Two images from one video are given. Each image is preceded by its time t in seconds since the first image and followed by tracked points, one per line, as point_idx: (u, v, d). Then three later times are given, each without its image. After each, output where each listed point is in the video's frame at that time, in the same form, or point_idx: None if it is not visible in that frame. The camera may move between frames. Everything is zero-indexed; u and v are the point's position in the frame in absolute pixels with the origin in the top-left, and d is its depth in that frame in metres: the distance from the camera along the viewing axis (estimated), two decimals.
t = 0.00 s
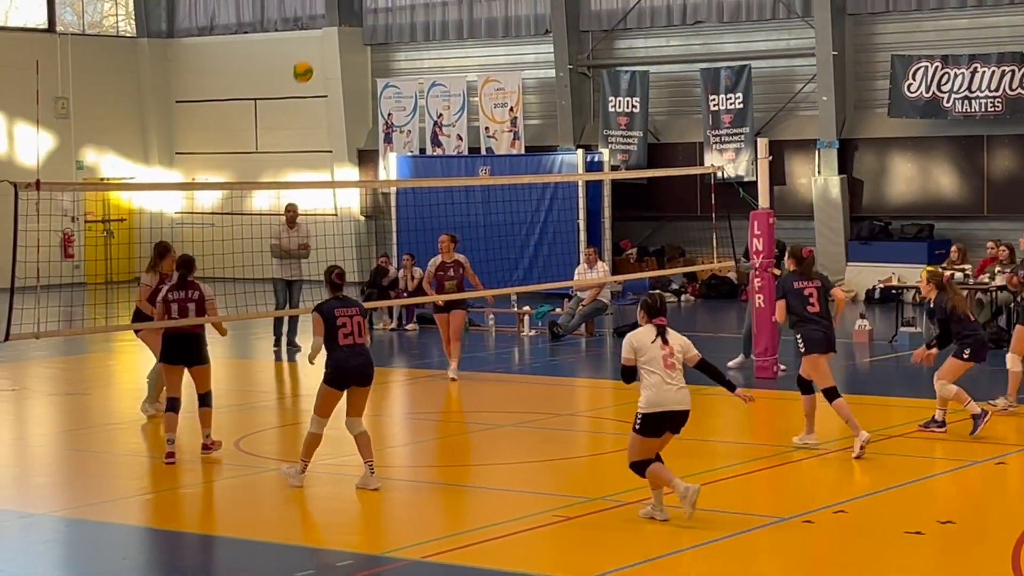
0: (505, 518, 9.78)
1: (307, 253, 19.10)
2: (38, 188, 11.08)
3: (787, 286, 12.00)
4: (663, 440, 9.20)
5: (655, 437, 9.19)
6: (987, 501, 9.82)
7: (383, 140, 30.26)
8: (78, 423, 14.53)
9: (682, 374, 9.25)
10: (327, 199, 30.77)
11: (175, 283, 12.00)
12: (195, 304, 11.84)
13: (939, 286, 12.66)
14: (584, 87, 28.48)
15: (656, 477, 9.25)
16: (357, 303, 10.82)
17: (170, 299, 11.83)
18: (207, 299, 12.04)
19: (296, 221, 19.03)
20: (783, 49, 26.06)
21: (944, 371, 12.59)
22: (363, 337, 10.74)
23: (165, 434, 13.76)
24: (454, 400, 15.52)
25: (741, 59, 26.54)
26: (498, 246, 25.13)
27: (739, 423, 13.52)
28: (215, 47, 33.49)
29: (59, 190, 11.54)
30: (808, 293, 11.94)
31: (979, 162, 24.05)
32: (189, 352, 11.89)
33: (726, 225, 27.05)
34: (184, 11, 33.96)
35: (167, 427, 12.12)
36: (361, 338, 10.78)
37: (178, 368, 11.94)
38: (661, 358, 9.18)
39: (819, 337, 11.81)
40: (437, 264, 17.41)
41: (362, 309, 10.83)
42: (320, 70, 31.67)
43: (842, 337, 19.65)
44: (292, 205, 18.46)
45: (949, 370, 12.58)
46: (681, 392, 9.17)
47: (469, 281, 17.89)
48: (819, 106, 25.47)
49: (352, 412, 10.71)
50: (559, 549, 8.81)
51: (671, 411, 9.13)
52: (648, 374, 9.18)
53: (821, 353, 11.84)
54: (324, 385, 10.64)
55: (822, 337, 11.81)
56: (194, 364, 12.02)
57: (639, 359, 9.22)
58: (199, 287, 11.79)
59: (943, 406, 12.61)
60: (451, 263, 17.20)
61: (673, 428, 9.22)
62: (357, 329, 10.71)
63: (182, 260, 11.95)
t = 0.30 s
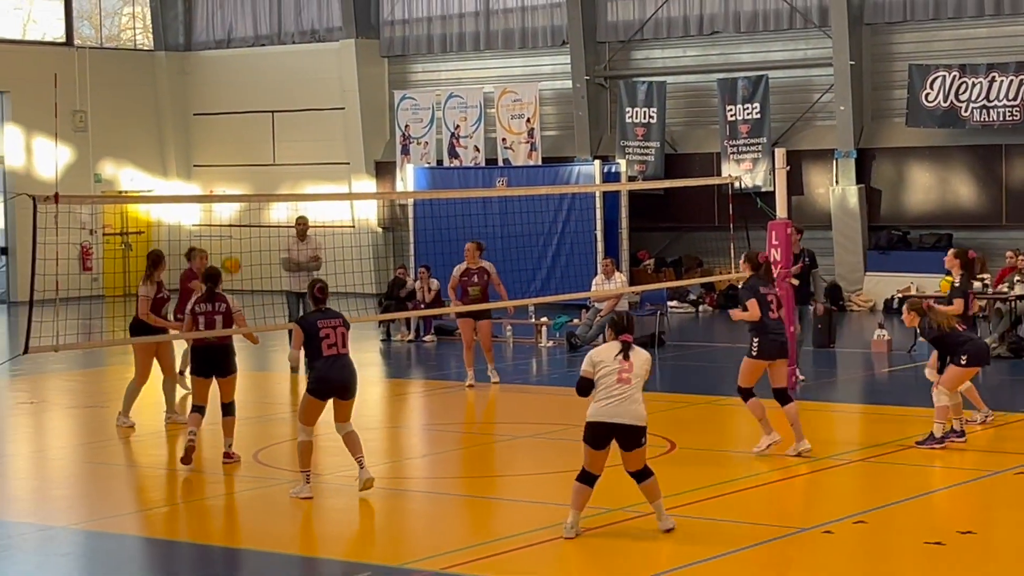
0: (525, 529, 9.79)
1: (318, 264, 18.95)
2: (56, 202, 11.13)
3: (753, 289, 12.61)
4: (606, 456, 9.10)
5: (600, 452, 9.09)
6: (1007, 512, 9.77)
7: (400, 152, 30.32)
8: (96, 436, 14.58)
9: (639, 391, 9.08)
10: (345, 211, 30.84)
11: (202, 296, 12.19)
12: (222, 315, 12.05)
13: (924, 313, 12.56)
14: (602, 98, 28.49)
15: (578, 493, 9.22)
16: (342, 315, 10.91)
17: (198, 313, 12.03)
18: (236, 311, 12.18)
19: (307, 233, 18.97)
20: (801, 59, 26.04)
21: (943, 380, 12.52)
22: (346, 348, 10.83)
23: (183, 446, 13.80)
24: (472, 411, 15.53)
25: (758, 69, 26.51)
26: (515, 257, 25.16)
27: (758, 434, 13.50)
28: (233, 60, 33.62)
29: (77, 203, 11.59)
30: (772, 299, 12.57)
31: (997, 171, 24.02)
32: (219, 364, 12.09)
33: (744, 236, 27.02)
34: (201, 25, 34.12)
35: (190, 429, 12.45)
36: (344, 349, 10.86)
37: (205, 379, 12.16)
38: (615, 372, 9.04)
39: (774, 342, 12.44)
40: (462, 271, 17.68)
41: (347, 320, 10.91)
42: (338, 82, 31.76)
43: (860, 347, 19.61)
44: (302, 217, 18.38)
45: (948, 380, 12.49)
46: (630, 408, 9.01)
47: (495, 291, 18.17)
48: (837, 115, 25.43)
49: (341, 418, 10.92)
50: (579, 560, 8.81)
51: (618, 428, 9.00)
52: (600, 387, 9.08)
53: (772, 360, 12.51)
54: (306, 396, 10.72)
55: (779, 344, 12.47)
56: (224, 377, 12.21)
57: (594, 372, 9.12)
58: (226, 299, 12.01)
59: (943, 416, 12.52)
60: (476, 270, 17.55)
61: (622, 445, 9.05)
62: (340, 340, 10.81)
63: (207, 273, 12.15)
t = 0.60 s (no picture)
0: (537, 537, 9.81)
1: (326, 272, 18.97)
2: (67, 212, 11.18)
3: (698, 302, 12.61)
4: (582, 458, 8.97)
5: (579, 451, 8.96)
6: (1018, 519, 9.75)
7: (410, 161, 30.41)
8: (107, 445, 14.63)
9: (616, 392, 9.03)
10: (356, 219, 30.93)
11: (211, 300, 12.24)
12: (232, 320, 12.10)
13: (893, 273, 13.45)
14: (611, 105, 28.52)
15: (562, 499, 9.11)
16: (345, 317, 10.96)
17: (210, 318, 12.08)
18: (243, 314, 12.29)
19: (315, 241, 18.96)
20: (810, 66, 26.05)
21: (946, 387, 12.34)
22: (348, 350, 10.88)
23: (194, 455, 13.84)
24: (482, 419, 15.56)
25: (768, 76, 26.53)
26: (525, 264, 25.19)
27: (767, 442, 13.48)
28: (242, 69, 33.71)
29: (88, 212, 11.64)
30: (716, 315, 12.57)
31: (1008, 177, 23.99)
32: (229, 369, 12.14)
33: (753, 243, 27.02)
34: (211, 34, 34.25)
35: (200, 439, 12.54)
36: (347, 352, 10.92)
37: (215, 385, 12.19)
38: (594, 371, 8.99)
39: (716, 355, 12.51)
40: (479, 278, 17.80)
41: (350, 322, 10.96)
42: (348, 91, 31.86)
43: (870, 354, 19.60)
44: (310, 224, 18.39)
45: (950, 386, 12.30)
46: (607, 407, 8.94)
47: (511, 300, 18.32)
48: (847, 122, 25.43)
49: (347, 425, 10.92)
50: (588, 569, 8.82)
51: (596, 426, 8.89)
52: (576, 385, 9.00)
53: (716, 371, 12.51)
54: (310, 400, 10.78)
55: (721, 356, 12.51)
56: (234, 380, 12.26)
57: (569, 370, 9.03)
58: (235, 304, 12.06)
59: (950, 424, 12.32)
60: (493, 277, 17.65)
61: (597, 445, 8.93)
62: (342, 343, 10.86)
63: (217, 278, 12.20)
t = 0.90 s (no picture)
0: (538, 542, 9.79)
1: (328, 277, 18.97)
2: (68, 218, 11.18)
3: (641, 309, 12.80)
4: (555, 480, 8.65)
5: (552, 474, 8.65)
6: (1018, 524, 9.74)
7: (411, 166, 30.42)
8: (109, 451, 14.62)
9: (587, 412, 8.73)
10: (357, 225, 30.96)
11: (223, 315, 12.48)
12: (243, 334, 12.33)
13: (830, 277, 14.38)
14: (612, 110, 28.54)
15: (537, 526, 8.60)
16: (347, 321, 10.94)
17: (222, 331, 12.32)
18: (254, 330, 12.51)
19: (315, 246, 18.91)
20: (811, 71, 26.06)
21: (942, 391, 12.28)
22: (349, 355, 10.87)
23: (196, 461, 13.83)
24: (484, 425, 15.56)
25: (769, 81, 26.53)
26: (526, 269, 25.19)
27: (770, 446, 13.48)
28: (244, 75, 33.75)
29: (89, 219, 11.63)
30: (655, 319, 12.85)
31: (1009, 182, 23.95)
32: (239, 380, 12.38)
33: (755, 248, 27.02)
34: (212, 40, 34.32)
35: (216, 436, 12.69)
36: (348, 355, 10.92)
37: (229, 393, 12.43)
38: (562, 392, 8.70)
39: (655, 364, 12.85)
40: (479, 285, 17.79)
41: (351, 326, 10.94)
42: (349, 97, 31.88)
43: (872, 358, 19.59)
44: (310, 229, 18.37)
45: (947, 390, 12.23)
46: (579, 428, 8.64)
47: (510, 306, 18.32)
48: (848, 127, 25.44)
49: (348, 428, 10.88)
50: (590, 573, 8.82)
51: (565, 448, 8.60)
52: (546, 408, 8.73)
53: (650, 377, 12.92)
54: (313, 404, 10.83)
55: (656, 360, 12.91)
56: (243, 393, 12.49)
57: (539, 392, 8.76)
58: (246, 319, 12.28)
59: (949, 429, 12.34)
60: (493, 283, 17.61)
61: (573, 467, 8.66)
62: (343, 347, 10.85)
63: (229, 292, 12.42)
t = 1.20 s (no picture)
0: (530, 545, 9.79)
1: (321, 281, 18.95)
2: (61, 222, 11.15)
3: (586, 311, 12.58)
4: (541, 486, 8.57)
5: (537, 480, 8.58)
6: (1012, 526, 9.75)
7: (405, 170, 30.39)
8: (102, 455, 14.59)
9: (568, 415, 8.63)
10: (351, 228, 30.95)
11: (227, 314, 12.89)
12: (247, 331, 12.75)
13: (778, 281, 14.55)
14: (605, 114, 28.54)
15: (530, 537, 8.55)
16: (343, 324, 10.88)
17: (226, 329, 12.74)
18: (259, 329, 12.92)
19: (307, 251, 18.87)
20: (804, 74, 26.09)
21: (946, 396, 12.25)
22: (343, 359, 10.83)
23: (188, 465, 13.80)
24: (477, 428, 15.54)
25: (762, 84, 26.55)
26: (520, 273, 25.19)
27: (763, 449, 13.48)
28: (237, 79, 33.73)
29: (82, 222, 11.59)
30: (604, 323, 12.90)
31: (1001, 185, 24.00)
32: (246, 379, 13.00)
33: (748, 251, 27.04)
34: (206, 44, 34.26)
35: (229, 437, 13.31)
36: (342, 359, 10.88)
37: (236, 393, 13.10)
38: (543, 396, 8.61)
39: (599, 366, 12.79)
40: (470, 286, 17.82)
41: (346, 330, 10.88)
42: (342, 101, 31.88)
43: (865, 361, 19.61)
44: (304, 233, 18.33)
45: (950, 396, 12.20)
46: (562, 432, 8.56)
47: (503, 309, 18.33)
48: (840, 130, 25.47)
49: (342, 431, 10.92)
50: None
51: (549, 452, 8.52)
52: (528, 413, 8.64)
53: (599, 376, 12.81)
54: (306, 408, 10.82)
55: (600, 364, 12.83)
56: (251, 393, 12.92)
57: (519, 397, 8.68)
58: (251, 317, 12.68)
59: (949, 434, 12.24)
60: (484, 286, 17.59)
61: (559, 471, 8.59)
62: (337, 351, 10.80)
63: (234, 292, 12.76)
